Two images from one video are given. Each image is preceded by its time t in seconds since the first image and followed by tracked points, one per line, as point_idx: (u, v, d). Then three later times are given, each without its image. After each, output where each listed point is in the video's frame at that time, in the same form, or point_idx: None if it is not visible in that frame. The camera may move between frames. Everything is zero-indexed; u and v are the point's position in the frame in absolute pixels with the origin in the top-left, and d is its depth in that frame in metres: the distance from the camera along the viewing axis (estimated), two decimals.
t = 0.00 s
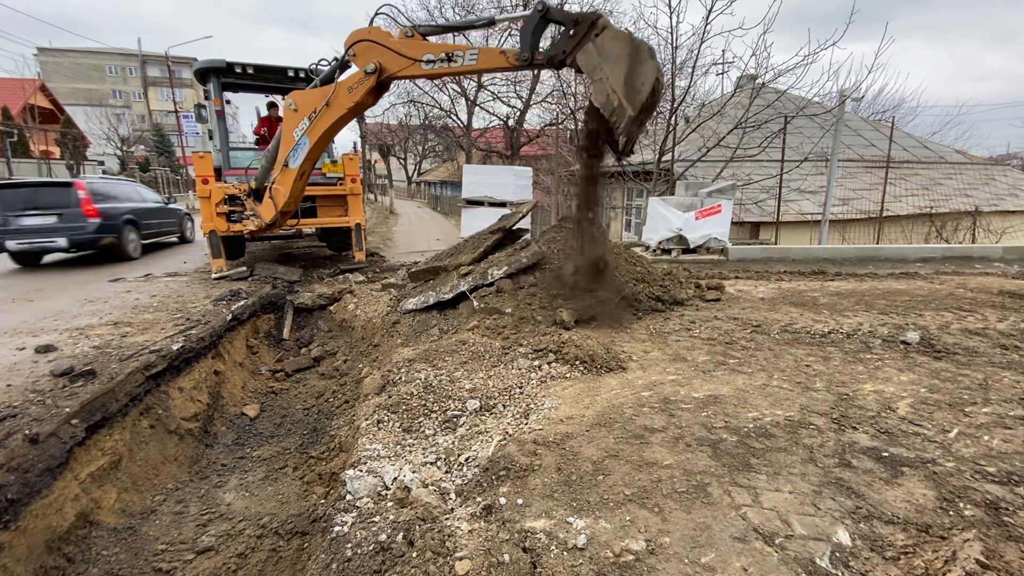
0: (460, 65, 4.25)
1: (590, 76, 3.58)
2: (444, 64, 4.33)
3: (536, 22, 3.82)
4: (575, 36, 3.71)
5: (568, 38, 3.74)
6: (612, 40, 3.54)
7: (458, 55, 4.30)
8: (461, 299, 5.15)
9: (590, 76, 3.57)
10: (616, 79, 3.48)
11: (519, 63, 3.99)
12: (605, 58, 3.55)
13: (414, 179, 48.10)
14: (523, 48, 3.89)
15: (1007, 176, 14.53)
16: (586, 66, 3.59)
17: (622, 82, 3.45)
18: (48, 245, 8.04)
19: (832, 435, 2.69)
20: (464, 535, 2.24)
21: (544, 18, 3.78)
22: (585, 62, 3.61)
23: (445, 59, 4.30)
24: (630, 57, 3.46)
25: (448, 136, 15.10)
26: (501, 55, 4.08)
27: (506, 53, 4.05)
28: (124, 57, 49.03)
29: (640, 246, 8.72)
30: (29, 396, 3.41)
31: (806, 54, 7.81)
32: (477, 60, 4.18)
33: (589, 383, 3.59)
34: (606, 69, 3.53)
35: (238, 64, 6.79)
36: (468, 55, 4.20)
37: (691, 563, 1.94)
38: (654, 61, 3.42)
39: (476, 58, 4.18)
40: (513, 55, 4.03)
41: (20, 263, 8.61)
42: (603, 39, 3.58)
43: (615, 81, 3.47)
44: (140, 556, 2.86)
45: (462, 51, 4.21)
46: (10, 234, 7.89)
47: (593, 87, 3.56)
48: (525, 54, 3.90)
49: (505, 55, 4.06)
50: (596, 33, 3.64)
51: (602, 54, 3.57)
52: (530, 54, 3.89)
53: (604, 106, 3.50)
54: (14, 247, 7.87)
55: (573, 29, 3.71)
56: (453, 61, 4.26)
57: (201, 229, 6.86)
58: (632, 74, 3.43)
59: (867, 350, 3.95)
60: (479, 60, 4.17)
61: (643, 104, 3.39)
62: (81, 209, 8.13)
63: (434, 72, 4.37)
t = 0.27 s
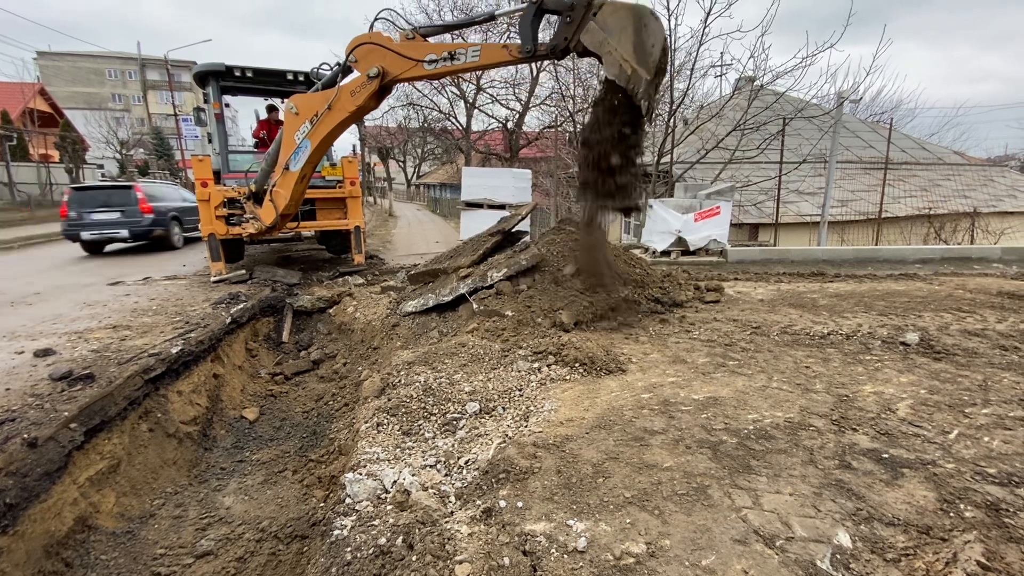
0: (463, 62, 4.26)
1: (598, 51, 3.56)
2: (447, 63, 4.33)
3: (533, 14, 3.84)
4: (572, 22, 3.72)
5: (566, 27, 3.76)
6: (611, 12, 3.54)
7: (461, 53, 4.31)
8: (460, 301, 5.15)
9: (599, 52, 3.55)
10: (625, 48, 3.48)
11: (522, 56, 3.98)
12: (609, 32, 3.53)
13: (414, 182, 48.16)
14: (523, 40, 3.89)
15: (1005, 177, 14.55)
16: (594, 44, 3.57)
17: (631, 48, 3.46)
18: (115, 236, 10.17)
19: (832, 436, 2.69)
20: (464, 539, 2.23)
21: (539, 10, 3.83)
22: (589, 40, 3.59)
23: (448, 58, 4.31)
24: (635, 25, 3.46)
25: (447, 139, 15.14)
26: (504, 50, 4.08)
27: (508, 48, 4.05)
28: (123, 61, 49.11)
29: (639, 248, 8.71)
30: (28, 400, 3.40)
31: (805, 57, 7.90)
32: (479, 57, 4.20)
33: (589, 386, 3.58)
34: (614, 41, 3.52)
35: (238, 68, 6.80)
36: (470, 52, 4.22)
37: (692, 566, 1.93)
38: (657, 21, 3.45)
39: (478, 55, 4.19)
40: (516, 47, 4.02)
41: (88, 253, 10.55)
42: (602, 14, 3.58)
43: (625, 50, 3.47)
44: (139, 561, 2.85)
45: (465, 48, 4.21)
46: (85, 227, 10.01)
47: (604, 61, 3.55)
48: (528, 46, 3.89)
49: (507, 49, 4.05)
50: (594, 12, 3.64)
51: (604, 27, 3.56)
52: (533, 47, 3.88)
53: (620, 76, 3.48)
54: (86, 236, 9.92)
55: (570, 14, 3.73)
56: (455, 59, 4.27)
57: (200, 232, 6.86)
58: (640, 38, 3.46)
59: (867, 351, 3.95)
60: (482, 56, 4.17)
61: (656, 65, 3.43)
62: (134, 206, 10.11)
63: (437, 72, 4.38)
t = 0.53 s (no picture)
0: (465, 61, 4.27)
1: (602, 32, 3.57)
2: (449, 63, 4.35)
3: (529, 9, 3.84)
4: (569, 11, 3.73)
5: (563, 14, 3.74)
6: None
7: (462, 52, 4.32)
8: (461, 304, 5.17)
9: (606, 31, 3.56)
10: (625, 24, 3.62)
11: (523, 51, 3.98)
12: (608, 11, 3.57)
13: (414, 185, 48.27)
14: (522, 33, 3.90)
15: (1005, 179, 14.56)
16: (599, 25, 3.56)
17: (631, 21, 3.63)
18: (158, 232, 11.96)
19: (834, 439, 2.68)
20: (465, 543, 2.23)
21: (534, 5, 3.84)
22: (591, 23, 3.57)
23: (449, 58, 4.32)
24: None
25: (447, 142, 15.17)
26: (506, 46, 4.08)
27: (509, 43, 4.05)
28: (124, 66, 49.25)
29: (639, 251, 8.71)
30: (28, 405, 3.40)
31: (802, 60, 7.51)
32: (481, 54, 4.20)
33: (590, 389, 3.57)
34: (616, 18, 3.59)
35: (238, 72, 6.80)
36: (472, 51, 4.22)
37: (693, 569, 1.92)
38: None
39: (479, 53, 4.20)
40: (518, 42, 4.03)
41: (132, 247, 12.15)
42: None
43: (627, 25, 3.61)
44: (139, 566, 2.84)
45: (467, 47, 4.22)
46: (132, 225, 11.77)
47: (610, 41, 3.58)
48: (529, 40, 3.89)
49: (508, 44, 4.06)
50: None
51: (601, 8, 3.58)
52: (535, 40, 3.88)
53: (631, 50, 3.63)
54: (132, 232, 11.64)
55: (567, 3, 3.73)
56: (457, 58, 4.28)
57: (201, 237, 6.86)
58: (636, 11, 3.65)
59: (867, 353, 3.94)
60: (484, 53, 4.18)
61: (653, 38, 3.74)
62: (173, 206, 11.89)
63: (440, 72, 4.40)
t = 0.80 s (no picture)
0: (467, 67, 4.28)
1: (604, 25, 3.54)
2: (451, 69, 4.36)
3: (524, 17, 3.86)
4: (564, 15, 3.72)
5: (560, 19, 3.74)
6: None
7: (464, 58, 4.34)
8: (461, 309, 5.15)
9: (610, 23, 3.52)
10: (625, 11, 3.57)
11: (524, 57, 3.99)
12: (604, 4, 3.54)
13: (415, 190, 48.44)
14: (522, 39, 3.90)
15: (1005, 181, 14.58)
16: (601, 20, 3.52)
17: (630, 7, 3.58)
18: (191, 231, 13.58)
19: (836, 443, 2.67)
20: (466, 548, 2.22)
21: (528, 13, 3.86)
22: (591, 19, 3.53)
23: (451, 64, 4.34)
24: None
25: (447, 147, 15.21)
26: (507, 52, 4.08)
27: (511, 50, 4.07)
28: (125, 72, 49.46)
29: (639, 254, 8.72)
30: (28, 411, 3.40)
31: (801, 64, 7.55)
32: (483, 61, 4.21)
33: (591, 393, 3.57)
34: (616, 9, 3.56)
35: (238, 78, 6.83)
36: (474, 57, 4.23)
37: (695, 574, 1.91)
38: None
39: (482, 60, 4.21)
40: (518, 48, 4.04)
41: (168, 244, 13.94)
42: None
43: (626, 12, 3.56)
44: (138, 573, 2.83)
45: (469, 53, 4.24)
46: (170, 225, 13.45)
47: (613, 32, 3.55)
48: (530, 47, 3.90)
49: (511, 51, 4.07)
50: None
51: (596, 2, 3.56)
52: (535, 46, 3.89)
53: (638, 34, 3.56)
54: (170, 231, 13.25)
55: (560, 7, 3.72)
56: (460, 64, 4.29)
57: (202, 242, 6.88)
58: None
59: (869, 356, 3.94)
60: (486, 60, 4.18)
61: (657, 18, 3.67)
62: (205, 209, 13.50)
63: (442, 78, 4.42)
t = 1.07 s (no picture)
0: (468, 73, 4.31)
1: (601, 20, 3.52)
2: (452, 75, 4.39)
3: (521, 27, 3.93)
4: (559, 24, 3.79)
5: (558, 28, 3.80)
6: None
7: (465, 65, 4.37)
8: (462, 314, 5.15)
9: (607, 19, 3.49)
10: (620, 3, 3.51)
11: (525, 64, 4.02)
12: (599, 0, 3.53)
13: (416, 196, 48.56)
14: (520, 46, 3.96)
15: (1005, 185, 14.59)
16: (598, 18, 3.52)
17: None
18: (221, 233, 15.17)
19: (839, 448, 2.66)
20: (467, 556, 2.21)
21: (523, 21, 3.94)
22: (588, 16, 3.54)
23: (452, 70, 4.37)
24: None
25: (448, 153, 15.27)
26: (508, 58, 4.11)
27: (511, 57, 4.09)
28: (128, 80, 49.72)
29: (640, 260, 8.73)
30: (29, 418, 3.39)
31: (801, 69, 7.44)
32: (484, 67, 4.24)
33: (593, 399, 3.56)
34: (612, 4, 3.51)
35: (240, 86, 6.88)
36: (475, 63, 4.26)
37: None
38: None
39: (483, 66, 4.23)
40: (518, 55, 4.07)
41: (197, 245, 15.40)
42: None
43: (622, 3, 3.50)
44: None
45: (469, 59, 4.27)
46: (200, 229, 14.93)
47: (612, 25, 3.50)
48: (530, 54, 3.93)
49: (511, 57, 4.09)
50: None
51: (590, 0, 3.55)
52: (534, 52, 3.92)
53: (640, 19, 3.44)
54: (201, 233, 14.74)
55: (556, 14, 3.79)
56: (461, 71, 4.32)
57: (203, 248, 6.89)
58: None
59: (871, 361, 3.93)
60: (487, 67, 4.21)
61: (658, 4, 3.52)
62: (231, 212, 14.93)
63: (443, 85, 4.44)
